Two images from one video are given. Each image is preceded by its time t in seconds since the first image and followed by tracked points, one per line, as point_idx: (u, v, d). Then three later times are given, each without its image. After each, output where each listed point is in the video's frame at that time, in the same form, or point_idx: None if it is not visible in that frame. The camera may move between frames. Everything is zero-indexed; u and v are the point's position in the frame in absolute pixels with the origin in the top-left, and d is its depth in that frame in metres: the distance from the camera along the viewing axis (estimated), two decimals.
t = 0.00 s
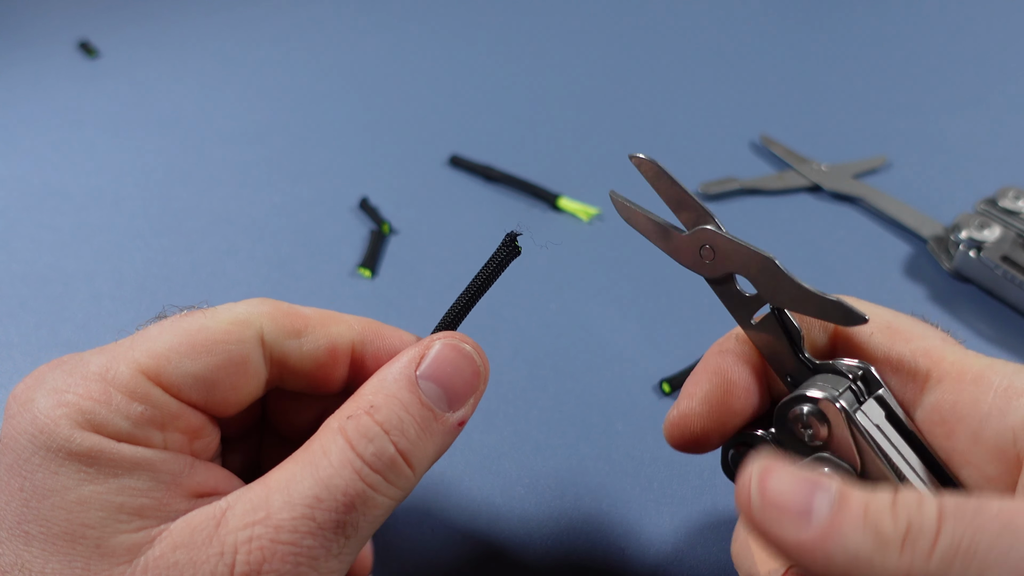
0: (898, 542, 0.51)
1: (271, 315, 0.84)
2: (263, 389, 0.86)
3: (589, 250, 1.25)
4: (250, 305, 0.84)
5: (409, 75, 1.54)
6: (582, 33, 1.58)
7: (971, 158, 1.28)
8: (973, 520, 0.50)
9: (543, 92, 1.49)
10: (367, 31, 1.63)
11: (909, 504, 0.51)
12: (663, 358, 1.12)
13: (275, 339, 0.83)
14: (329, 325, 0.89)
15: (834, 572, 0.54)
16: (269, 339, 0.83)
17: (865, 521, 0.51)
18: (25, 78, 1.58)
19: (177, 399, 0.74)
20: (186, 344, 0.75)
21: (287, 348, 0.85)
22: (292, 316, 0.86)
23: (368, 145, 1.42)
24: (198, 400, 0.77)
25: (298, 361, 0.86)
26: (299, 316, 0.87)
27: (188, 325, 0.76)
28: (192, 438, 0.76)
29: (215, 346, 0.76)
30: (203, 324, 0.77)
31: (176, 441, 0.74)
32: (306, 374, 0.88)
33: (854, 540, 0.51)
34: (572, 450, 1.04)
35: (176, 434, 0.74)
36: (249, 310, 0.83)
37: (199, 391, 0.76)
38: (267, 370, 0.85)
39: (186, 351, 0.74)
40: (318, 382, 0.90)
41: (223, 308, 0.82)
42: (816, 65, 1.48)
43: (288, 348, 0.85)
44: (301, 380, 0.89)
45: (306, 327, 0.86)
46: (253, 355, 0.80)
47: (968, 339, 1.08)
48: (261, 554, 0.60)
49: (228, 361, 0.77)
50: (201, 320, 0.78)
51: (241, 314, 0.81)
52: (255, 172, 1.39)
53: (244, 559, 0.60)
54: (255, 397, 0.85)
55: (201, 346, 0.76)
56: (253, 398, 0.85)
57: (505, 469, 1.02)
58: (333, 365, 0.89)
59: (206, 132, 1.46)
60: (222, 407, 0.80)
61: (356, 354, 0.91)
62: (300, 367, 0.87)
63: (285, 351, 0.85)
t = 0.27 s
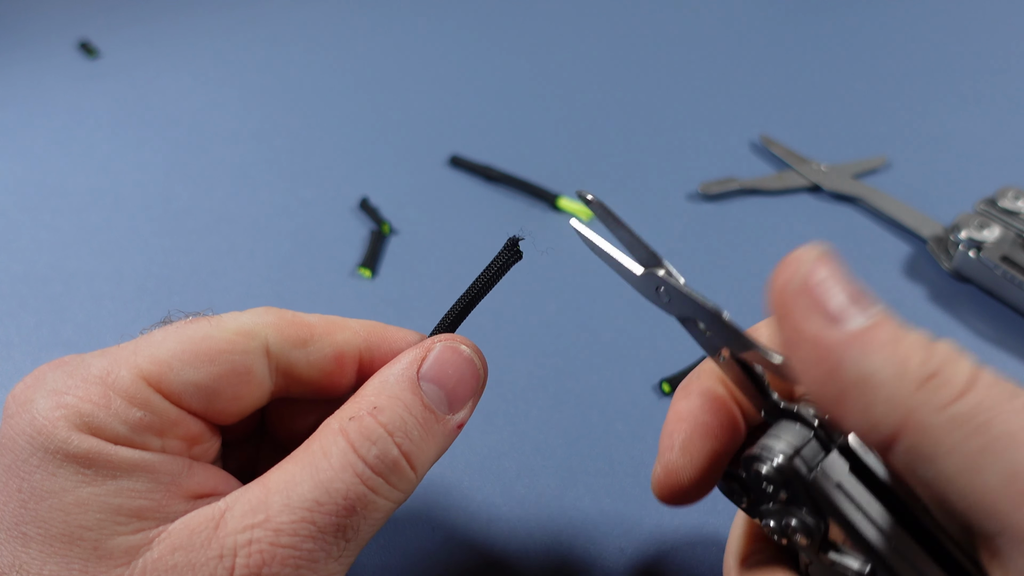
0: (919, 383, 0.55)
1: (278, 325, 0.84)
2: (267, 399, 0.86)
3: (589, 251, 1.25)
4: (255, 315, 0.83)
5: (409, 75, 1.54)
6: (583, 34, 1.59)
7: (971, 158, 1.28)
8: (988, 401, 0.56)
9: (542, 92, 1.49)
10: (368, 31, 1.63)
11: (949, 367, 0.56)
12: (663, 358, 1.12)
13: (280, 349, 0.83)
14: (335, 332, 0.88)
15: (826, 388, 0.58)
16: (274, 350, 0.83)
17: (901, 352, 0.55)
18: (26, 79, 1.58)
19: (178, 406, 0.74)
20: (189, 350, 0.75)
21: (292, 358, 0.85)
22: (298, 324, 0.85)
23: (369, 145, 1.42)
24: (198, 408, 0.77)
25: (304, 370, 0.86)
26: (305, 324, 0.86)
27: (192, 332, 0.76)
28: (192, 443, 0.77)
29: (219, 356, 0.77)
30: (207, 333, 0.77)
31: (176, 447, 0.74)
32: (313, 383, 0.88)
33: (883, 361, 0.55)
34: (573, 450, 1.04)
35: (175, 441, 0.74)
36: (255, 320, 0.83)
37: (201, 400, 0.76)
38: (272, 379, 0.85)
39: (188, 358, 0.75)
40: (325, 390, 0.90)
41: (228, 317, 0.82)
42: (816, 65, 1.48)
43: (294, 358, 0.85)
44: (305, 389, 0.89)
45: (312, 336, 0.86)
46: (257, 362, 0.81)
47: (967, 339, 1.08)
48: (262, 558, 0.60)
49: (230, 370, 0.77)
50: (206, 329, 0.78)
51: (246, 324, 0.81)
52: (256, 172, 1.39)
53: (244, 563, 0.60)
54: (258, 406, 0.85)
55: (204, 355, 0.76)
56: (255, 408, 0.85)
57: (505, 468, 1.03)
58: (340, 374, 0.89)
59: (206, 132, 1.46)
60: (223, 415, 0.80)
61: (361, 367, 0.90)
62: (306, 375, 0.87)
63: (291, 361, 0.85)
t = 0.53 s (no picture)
0: (769, 543, 0.50)
1: (275, 316, 0.83)
2: (269, 390, 0.85)
3: (589, 251, 1.25)
4: (251, 307, 0.83)
5: (409, 75, 1.54)
6: (583, 34, 1.59)
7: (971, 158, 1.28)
8: (845, 538, 0.50)
9: (543, 92, 1.49)
10: (369, 31, 1.63)
11: (814, 496, 0.50)
12: (663, 358, 1.12)
13: (277, 340, 0.83)
14: (332, 316, 0.87)
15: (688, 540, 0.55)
16: (272, 340, 0.83)
17: (761, 498, 0.50)
18: (27, 78, 1.58)
19: (179, 404, 0.75)
20: (190, 346, 0.75)
21: (293, 347, 0.85)
22: (295, 314, 0.85)
23: (369, 145, 1.43)
24: (197, 405, 0.77)
25: (304, 358, 0.86)
26: (301, 312, 0.85)
27: (191, 330, 0.76)
28: (194, 442, 0.77)
29: (218, 351, 0.76)
30: (206, 329, 0.77)
31: (175, 445, 0.74)
32: (313, 371, 0.88)
33: (748, 507, 0.50)
34: (573, 450, 1.04)
35: (175, 441, 0.74)
36: (251, 314, 0.82)
37: (204, 395, 0.76)
38: (274, 372, 0.85)
39: (188, 356, 0.74)
40: (323, 376, 0.90)
41: (225, 312, 0.81)
42: (817, 65, 1.48)
43: (294, 346, 0.85)
44: (307, 376, 0.89)
45: (310, 324, 0.85)
46: (260, 356, 0.81)
47: (967, 339, 1.08)
48: (238, 552, 0.59)
49: (232, 365, 0.77)
50: (205, 324, 0.78)
51: (244, 318, 0.81)
52: (256, 172, 1.39)
53: (219, 557, 0.58)
54: (259, 399, 0.84)
55: (204, 351, 0.75)
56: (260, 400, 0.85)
57: (504, 468, 1.03)
58: (341, 360, 0.89)
59: (206, 132, 1.46)
60: (223, 411, 0.80)
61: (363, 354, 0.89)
62: (306, 362, 0.86)
63: (292, 350, 0.85)
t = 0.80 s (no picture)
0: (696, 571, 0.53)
1: (287, 324, 0.82)
2: (280, 398, 0.85)
3: (589, 251, 1.25)
4: (262, 316, 0.82)
5: (409, 76, 1.54)
6: (583, 34, 1.59)
7: (971, 158, 1.28)
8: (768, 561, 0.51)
9: (542, 93, 1.49)
10: (369, 31, 1.63)
11: (737, 520, 0.52)
12: (663, 359, 1.12)
13: (289, 350, 0.82)
14: (344, 325, 0.85)
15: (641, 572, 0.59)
16: (283, 350, 0.82)
17: (675, 532, 0.54)
18: (26, 79, 1.58)
19: (187, 409, 0.74)
20: (202, 353, 0.75)
21: (304, 358, 0.83)
22: (305, 322, 0.83)
23: (369, 145, 1.43)
24: (208, 410, 0.76)
25: (316, 367, 0.85)
26: (312, 321, 0.84)
27: (203, 336, 0.76)
28: (202, 446, 0.77)
29: (229, 358, 0.76)
30: (218, 336, 0.77)
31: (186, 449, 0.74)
32: (324, 380, 0.87)
33: (668, 540, 0.54)
34: (573, 450, 1.03)
35: (183, 444, 0.74)
36: (263, 322, 0.81)
37: (212, 402, 0.76)
38: (285, 380, 0.84)
39: (199, 361, 0.74)
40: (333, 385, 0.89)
41: (236, 319, 0.80)
42: (817, 66, 1.48)
43: (304, 357, 0.83)
44: (316, 385, 0.87)
45: (322, 333, 0.84)
46: (270, 364, 0.80)
47: (967, 339, 1.08)
48: (260, 560, 0.59)
49: (243, 373, 0.77)
50: (217, 331, 0.77)
51: (256, 327, 0.80)
52: (256, 172, 1.39)
53: (241, 565, 0.59)
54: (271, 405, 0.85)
55: (214, 358, 0.75)
56: (269, 407, 0.84)
57: (505, 469, 1.02)
58: (352, 370, 0.87)
59: (206, 133, 1.46)
60: (234, 416, 0.80)
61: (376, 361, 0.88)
62: (315, 372, 0.85)
63: (303, 359, 0.83)
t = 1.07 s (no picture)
0: (676, 521, 0.50)
1: (304, 334, 0.81)
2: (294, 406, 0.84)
3: (589, 251, 1.25)
4: (280, 322, 0.81)
5: (408, 76, 1.54)
6: (583, 34, 1.58)
7: (971, 158, 1.28)
8: (755, 509, 0.48)
9: (542, 92, 1.49)
10: (368, 31, 1.63)
11: (722, 466, 0.49)
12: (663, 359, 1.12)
13: (306, 361, 0.81)
14: (362, 335, 0.84)
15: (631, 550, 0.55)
16: (300, 360, 0.80)
17: (659, 489, 0.51)
18: (26, 79, 1.58)
19: (201, 416, 0.73)
20: (216, 363, 0.73)
21: (319, 368, 0.82)
22: (323, 332, 0.82)
23: (369, 145, 1.43)
24: (220, 418, 0.76)
25: (330, 377, 0.84)
26: (330, 331, 0.83)
27: (218, 343, 0.74)
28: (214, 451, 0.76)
29: (245, 369, 0.75)
30: (235, 344, 0.75)
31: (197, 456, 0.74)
32: (338, 389, 0.86)
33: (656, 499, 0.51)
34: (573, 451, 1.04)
35: (196, 450, 0.73)
36: (281, 331, 0.79)
37: (225, 411, 0.75)
38: (299, 390, 0.83)
39: (215, 372, 0.73)
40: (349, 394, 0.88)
41: (254, 325, 0.79)
42: (817, 66, 1.48)
43: (320, 368, 0.82)
44: (330, 394, 0.87)
45: (338, 344, 0.83)
46: (285, 376, 0.78)
47: (967, 339, 1.08)
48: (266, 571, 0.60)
49: (258, 384, 0.76)
50: (234, 338, 0.76)
51: (274, 337, 0.78)
52: (256, 172, 1.39)
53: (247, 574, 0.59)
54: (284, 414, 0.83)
55: (230, 369, 0.74)
56: (284, 412, 0.83)
57: (505, 470, 1.02)
58: (367, 378, 0.87)
59: (206, 133, 1.46)
60: (247, 424, 0.79)
61: (390, 374, 0.88)
62: (330, 380, 0.84)
63: (318, 370, 0.82)
